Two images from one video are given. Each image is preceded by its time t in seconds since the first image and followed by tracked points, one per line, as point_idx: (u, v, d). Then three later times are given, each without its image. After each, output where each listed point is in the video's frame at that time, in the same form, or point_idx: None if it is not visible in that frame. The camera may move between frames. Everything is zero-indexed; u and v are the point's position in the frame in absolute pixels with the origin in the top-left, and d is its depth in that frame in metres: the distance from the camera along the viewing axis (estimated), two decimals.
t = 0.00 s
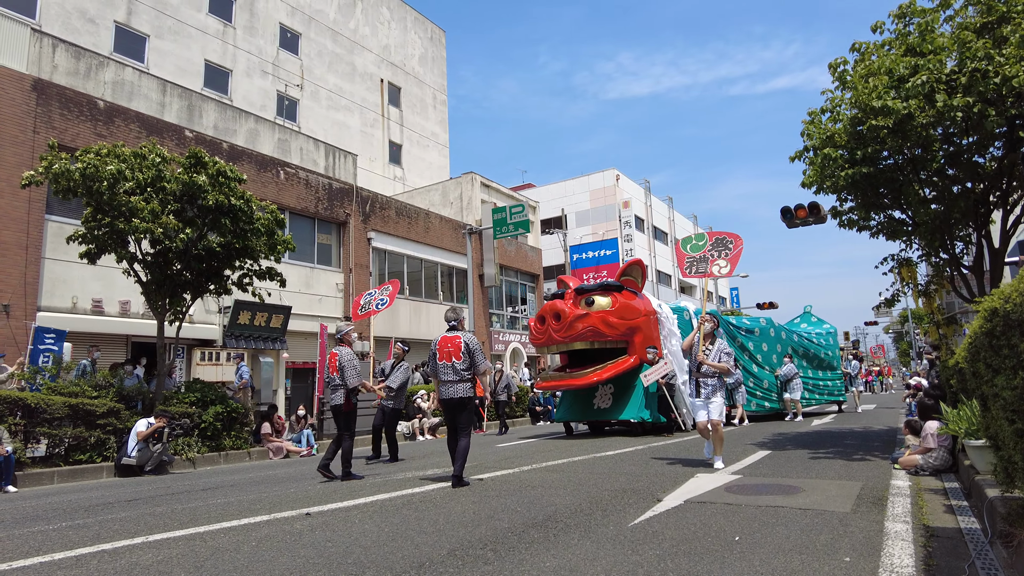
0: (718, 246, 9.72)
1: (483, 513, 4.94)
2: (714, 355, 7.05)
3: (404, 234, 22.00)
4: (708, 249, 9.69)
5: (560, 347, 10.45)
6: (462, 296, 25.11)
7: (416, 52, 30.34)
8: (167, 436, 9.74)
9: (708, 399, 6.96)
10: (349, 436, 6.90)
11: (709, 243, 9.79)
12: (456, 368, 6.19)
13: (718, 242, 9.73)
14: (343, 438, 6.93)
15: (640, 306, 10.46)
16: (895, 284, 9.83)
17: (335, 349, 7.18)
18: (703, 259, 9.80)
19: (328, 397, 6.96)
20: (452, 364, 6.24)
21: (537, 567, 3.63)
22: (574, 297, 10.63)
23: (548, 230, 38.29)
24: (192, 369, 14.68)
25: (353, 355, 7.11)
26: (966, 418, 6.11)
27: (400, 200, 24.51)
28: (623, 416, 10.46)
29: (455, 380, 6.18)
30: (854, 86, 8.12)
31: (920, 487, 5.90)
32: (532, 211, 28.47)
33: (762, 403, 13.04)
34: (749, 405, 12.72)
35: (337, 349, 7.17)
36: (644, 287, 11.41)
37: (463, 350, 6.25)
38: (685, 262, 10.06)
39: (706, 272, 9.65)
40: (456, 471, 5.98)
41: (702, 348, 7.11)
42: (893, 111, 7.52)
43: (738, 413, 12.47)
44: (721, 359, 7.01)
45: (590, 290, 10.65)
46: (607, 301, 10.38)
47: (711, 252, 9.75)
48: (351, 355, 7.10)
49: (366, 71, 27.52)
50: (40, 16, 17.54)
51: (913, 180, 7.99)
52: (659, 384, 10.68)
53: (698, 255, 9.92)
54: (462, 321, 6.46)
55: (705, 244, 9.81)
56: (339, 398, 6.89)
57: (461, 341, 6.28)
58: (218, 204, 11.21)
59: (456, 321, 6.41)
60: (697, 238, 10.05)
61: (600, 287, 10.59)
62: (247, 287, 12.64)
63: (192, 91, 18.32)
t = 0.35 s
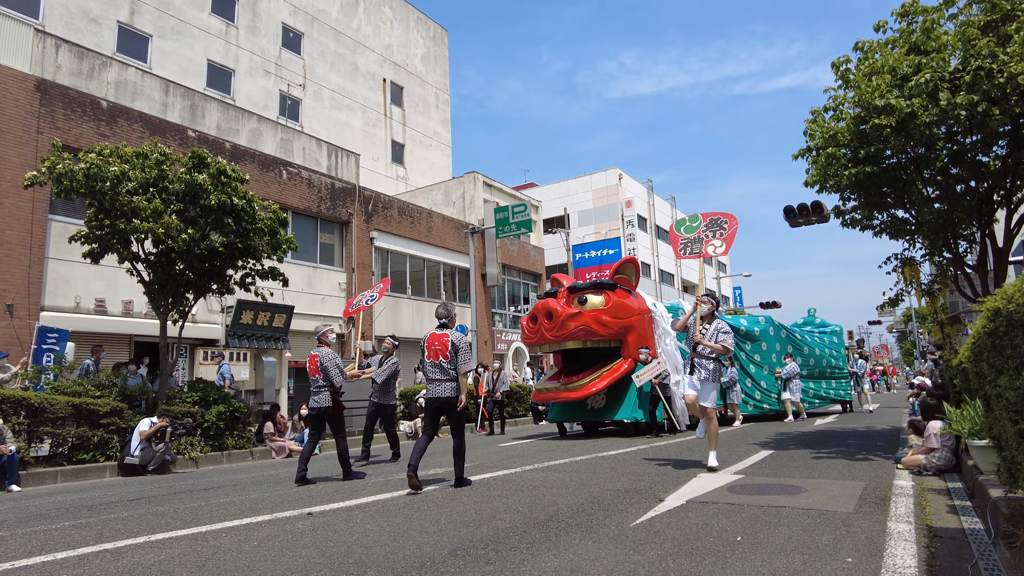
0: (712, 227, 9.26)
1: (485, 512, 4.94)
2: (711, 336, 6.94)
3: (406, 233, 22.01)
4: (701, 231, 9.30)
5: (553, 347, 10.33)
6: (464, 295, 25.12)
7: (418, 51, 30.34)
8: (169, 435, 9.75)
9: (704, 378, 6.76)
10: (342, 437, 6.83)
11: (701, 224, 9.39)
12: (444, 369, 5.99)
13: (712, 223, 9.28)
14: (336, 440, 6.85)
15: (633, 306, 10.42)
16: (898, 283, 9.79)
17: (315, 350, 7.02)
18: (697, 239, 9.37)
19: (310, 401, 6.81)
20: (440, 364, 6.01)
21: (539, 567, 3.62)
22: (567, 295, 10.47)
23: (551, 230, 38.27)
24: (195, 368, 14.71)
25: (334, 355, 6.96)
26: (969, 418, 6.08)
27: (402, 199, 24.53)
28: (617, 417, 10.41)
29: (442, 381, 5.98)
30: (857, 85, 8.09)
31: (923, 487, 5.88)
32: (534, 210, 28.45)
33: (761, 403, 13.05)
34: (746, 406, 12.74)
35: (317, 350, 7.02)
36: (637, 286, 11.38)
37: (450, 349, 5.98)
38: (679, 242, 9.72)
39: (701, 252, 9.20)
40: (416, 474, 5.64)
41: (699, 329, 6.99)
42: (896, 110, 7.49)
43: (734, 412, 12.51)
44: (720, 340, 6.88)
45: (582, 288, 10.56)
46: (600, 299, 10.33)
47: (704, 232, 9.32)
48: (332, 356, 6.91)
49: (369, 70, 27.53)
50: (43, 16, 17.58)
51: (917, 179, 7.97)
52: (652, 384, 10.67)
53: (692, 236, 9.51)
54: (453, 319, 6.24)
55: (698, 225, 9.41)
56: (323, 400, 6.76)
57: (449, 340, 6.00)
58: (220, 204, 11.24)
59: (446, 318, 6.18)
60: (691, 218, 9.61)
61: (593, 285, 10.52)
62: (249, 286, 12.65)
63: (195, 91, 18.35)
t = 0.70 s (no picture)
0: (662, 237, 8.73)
1: (487, 510, 4.93)
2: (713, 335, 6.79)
3: (409, 232, 22.03)
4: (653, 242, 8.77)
5: (546, 344, 10.29)
6: (466, 294, 25.12)
7: (420, 50, 30.32)
8: (172, 433, 9.77)
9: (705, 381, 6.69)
10: (326, 434, 6.78)
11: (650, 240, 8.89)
12: (422, 369, 5.77)
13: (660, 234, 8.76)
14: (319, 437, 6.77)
15: (627, 304, 10.39)
16: (901, 280, 9.75)
17: (297, 347, 6.98)
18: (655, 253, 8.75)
19: (292, 398, 6.75)
20: (418, 364, 5.81)
21: (542, 564, 3.62)
22: (561, 292, 10.47)
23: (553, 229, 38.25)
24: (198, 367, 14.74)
25: (317, 352, 6.93)
26: (973, 415, 6.05)
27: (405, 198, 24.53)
28: (612, 416, 10.36)
29: (420, 383, 5.78)
30: (861, 82, 8.08)
31: (926, 485, 5.86)
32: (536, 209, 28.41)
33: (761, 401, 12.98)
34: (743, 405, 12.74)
35: (300, 346, 6.98)
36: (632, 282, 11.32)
37: (427, 350, 5.76)
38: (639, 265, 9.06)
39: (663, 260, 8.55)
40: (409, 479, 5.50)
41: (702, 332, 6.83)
42: (900, 107, 7.47)
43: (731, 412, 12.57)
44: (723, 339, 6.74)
45: (576, 284, 10.51)
46: (594, 296, 10.28)
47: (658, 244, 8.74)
48: (315, 351, 6.90)
49: (371, 69, 27.52)
50: (46, 16, 17.60)
51: (920, 176, 7.95)
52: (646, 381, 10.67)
53: (648, 253, 8.95)
54: (431, 316, 6.00)
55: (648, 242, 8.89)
56: (305, 398, 6.71)
57: (426, 340, 5.78)
58: (222, 203, 11.26)
59: (424, 317, 5.94)
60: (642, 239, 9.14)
61: (587, 281, 10.43)
62: (252, 285, 12.65)
63: (197, 90, 18.36)
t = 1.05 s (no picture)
0: (648, 190, 8.72)
1: (489, 509, 4.93)
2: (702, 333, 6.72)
3: (411, 231, 22.05)
4: (642, 198, 8.80)
5: (540, 343, 10.15)
6: (469, 293, 25.13)
7: (422, 49, 30.32)
8: (175, 432, 9.80)
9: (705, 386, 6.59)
10: (300, 442, 6.37)
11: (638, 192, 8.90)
12: (406, 364, 5.56)
13: (648, 186, 8.76)
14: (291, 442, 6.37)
15: (622, 302, 10.37)
16: (904, 279, 9.73)
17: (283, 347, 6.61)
18: (642, 208, 8.72)
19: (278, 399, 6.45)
20: (403, 359, 5.60)
21: (544, 563, 3.63)
22: (555, 290, 10.41)
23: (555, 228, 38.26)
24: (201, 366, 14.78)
25: (305, 351, 6.58)
26: (976, 414, 6.04)
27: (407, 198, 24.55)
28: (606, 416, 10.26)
29: (405, 377, 5.55)
30: (863, 80, 8.07)
31: (929, 484, 5.86)
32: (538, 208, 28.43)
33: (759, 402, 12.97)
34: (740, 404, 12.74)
35: (286, 345, 6.61)
36: (628, 280, 11.30)
37: (413, 343, 5.60)
38: (623, 218, 8.97)
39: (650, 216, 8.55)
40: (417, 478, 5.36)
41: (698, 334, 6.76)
42: (902, 105, 7.46)
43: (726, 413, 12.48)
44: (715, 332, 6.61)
45: (571, 282, 10.45)
46: (589, 294, 10.22)
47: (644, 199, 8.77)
48: (304, 353, 6.58)
49: (373, 68, 27.52)
50: (49, 16, 17.64)
51: (923, 175, 7.93)
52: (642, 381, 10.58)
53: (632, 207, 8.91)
54: (422, 310, 5.81)
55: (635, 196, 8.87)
56: (290, 401, 6.38)
57: (413, 332, 5.65)
58: (225, 202, 11.27)
59: (414, 310, 5.77)
60: (626, 191, 9.09)
61: (582, 279, 10.40)
62: (255, 284, 12.66)
63: (200, 90, 18.38)
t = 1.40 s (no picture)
0: (631, 195, 8.71)
1: (493, 509, 4.93)
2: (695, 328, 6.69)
3: (414, 231, 22.07)
4: (624, 203, 8.81)
5: (535, 342, 10.17)
6: (471, 293, 25.15)
7: (425, 49, 30.34)
8: (179, 432, 9.82)
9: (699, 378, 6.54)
10: (286, 443, 6.30)
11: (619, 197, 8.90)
12: (399, 365, 5.37)
13: (629, 190, 8.75)
14: (280, 443, 6.30)
15: (618, 299, 10.32)
16: (907, 278, 9.71)
17: (272, 342, 6.50)
18: (625, 213, 8.75)
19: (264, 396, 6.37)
20: (395, 360, 5.42)
21: (548, 562, 3.63)
22: (551, 288, 10.41)
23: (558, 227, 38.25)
24: (205, 366, 14.82)
25: (293, 348, 6.45)
26: (980, 414, 6.03)
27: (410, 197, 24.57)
28: (602, 416, 10.22)
29: (398, 378, 5.36)
30: (867, 79, 8.05)
31: (933, 484, 5.84)
32: (541, 207, 28.44)
33: (758, 401, 12.94)
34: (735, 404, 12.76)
35: (274, 341, 6.49)
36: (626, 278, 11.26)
37: (406, 343, 5.43)
38: (607, 228, 8.99)
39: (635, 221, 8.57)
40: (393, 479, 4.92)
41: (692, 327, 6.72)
42: (905, 104, 7.46)
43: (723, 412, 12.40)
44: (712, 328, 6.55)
45: (567, 280, 10.42)
46: (585, 292, 10.19)
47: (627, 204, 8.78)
48: (292, 350, 6.45)
49: (375, 68, 27.54)
50: (52, 17, 17.70)
51: (927, 174, 7.91)
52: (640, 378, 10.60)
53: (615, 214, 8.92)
54: (414, 309, 5.65)
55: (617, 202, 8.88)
56: (275, 398, 6.28)
57: (405, 333, 5.48)
58: (228, 202, 11.27)
59: (407, 309, 5.60)
60: (607, 200, 9.09)
61: (578, 277, 10.36)
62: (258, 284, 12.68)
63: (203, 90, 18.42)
